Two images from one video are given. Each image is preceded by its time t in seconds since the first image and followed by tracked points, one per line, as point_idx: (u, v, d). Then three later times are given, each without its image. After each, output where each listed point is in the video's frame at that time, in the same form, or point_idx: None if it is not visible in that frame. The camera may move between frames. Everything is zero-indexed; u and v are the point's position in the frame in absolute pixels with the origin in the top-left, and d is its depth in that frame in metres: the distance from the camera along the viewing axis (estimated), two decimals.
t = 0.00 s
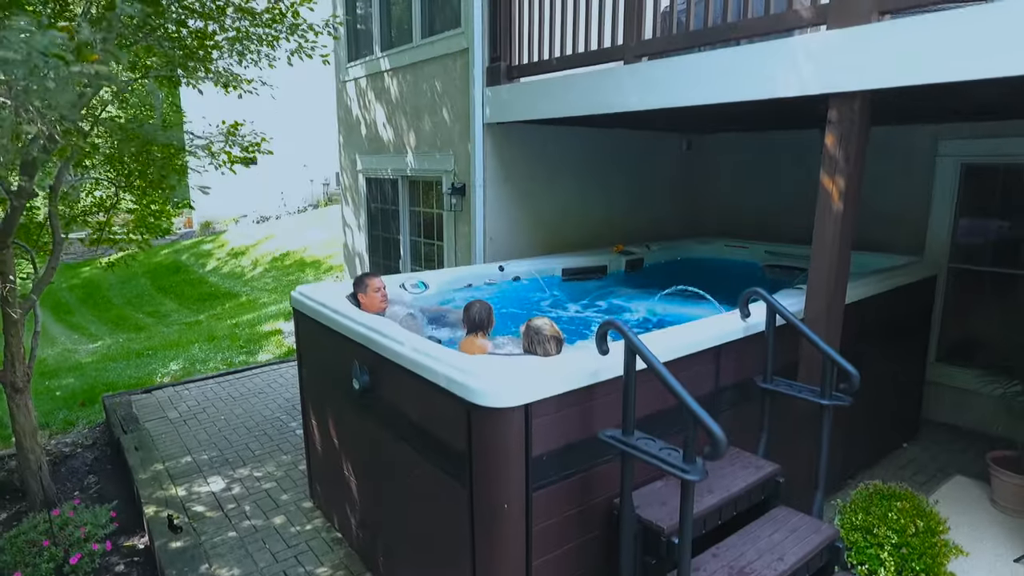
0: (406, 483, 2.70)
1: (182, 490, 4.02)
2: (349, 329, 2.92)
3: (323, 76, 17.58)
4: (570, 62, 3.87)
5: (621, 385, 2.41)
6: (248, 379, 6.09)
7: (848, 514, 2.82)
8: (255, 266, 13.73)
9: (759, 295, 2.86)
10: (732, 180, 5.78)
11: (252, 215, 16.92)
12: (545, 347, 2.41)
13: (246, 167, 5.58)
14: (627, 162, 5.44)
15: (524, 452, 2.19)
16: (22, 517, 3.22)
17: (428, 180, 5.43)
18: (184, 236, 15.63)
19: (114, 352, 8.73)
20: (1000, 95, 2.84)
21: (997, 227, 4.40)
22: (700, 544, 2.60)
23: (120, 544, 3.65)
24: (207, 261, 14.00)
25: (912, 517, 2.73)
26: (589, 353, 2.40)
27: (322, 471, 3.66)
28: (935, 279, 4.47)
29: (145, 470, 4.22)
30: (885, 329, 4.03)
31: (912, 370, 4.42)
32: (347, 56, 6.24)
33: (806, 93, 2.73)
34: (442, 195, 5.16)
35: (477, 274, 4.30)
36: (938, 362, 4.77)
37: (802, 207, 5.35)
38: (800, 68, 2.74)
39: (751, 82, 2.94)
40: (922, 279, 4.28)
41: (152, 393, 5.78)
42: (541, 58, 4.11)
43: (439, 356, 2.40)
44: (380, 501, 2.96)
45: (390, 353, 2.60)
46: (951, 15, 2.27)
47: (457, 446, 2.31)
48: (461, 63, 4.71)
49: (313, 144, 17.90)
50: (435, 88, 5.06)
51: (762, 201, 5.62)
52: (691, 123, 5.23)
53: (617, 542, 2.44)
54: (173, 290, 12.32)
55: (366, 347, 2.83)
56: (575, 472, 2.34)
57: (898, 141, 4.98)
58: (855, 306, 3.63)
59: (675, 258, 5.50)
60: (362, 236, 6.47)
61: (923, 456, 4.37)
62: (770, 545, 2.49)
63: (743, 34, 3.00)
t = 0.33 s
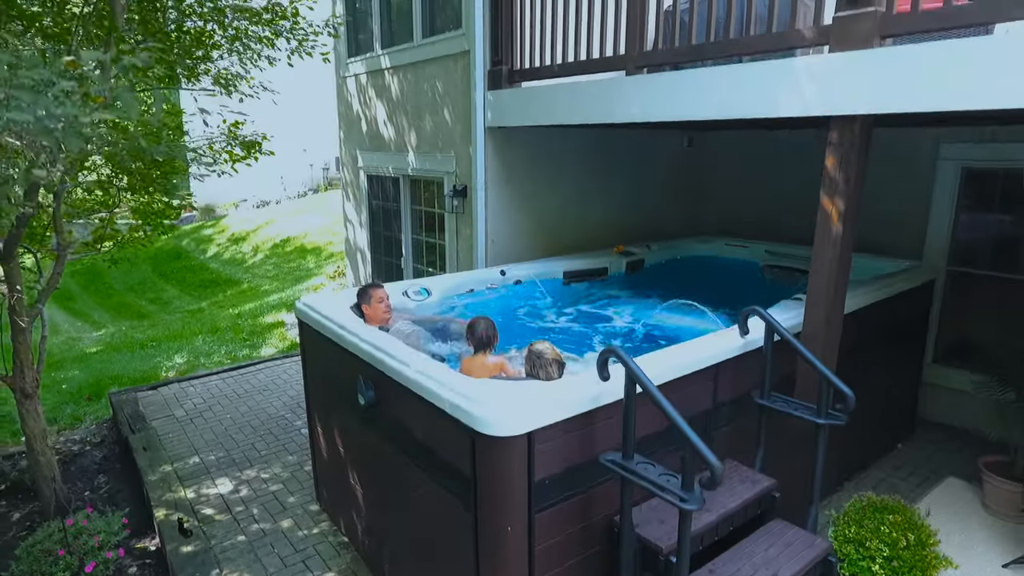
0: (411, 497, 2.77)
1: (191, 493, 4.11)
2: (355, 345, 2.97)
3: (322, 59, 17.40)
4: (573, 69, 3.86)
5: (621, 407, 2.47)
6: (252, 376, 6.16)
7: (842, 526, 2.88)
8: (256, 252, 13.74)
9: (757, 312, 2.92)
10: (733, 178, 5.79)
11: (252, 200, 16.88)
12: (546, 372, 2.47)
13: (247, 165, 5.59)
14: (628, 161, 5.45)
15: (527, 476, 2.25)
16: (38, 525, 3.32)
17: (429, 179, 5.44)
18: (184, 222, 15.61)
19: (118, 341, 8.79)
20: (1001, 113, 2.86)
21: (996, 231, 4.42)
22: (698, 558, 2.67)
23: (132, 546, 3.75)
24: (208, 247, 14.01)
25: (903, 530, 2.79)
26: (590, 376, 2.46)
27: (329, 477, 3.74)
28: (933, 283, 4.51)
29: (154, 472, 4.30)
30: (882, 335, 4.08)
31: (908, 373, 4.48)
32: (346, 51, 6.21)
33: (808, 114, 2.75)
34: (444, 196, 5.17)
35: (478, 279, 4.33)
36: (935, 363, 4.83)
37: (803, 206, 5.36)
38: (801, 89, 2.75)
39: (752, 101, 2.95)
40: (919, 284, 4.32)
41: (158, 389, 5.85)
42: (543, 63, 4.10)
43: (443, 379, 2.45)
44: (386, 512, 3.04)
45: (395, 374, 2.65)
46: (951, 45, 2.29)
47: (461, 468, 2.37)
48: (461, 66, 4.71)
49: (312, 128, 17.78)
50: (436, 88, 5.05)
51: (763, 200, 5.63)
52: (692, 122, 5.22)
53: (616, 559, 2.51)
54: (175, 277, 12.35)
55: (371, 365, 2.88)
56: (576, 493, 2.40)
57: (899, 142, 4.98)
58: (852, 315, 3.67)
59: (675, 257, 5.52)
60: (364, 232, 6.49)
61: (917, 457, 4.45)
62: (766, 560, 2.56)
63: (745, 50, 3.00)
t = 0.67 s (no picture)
0: (416, 503, 2.86)
1: (201, 486, 4.22)
2: (361, 355, 3.03)
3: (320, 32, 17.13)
4: (575, 68, 3.84)
5: (620, 420, 2.54)
6: (257, 364, 6.25)
7: (832, 528, 2.98)
8: (256, 230, 13.72)
9: (754, 322, 2.97)
10: (734, 168, 5.78)
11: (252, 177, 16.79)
12: (547, 389, 2.53)
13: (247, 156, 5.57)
14: (629, 153, 5.44)
15: (528, 491, 2.33)
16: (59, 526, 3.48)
17: (430, 171, 5.43)
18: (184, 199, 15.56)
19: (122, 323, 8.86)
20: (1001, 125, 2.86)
21: (995, 228, 4.44)
22: (692, 560, 2.77)
23: (145, 539, 3.87)
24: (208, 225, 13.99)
25: (891, 533, 2.90)
26: (589, 393, 2.53)
27: (334, 473, 3.84)
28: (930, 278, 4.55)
29: (164, 465, 4.42)
30: (878, 333, 4.14)
31: (903, 368, 4.55)
32: (345, 38, 6.14)
33: (808, 128, 2.77)
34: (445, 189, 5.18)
35: (479, 275, 4.33)
36: (930, 356, 4.89)
37: (803, 198, 5.37)
38: (802, 104, 2.76)
39: (754, 113, 2.96)
40: (917, 280, 4.36)
41: (164, 378, 5.95)
42: (545, 60, 4.07)
43: (448, 397, 2.51)
44: (391, 514, 3.14)
45: (401, 387, 2.72)
46: (951, 68, 2.30)
47: (464, 482, 2.45)
48: (461, 59, 4.68)
49: (311, 103, 17.59)
50: (436, 81, 5.01)
51: (764, 190, 5.63)
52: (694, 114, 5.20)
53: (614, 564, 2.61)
54: (177, 256, 12.37)
55: (376, 375, 2.94)
56: (575, 504, 2.49)
57: (902, 135, 4.96)
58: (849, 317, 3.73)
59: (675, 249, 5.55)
60: (365, 220, 6.50)
61: (910, 449, 4.55)
62: (758, 564, 2.67)
63: (748, 58, 3.00)
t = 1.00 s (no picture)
0: (421, 492, 2.98)
1: (212, 464, 4.36)
2: (365, 349, 3.11)
3: None
4: (576, 54, 3.79)
5: (617, 418, 2.63)
6: (262, 338, 6.34)
7: (820, 515, 3.12)
8: (256, 194, 13.65)
9: (750, 318, 3.03)
10: (736, 144, 5.75)
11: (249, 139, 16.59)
12: (549, 389, 2.64)
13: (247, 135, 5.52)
14: (630, 131, 5.40)
15: (529, 490, 2.45)
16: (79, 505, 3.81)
17: (431, 149, 5.41)
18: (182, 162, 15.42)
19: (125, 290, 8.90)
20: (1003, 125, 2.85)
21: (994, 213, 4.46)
22: (685, 547, 2.91)
23: (160, 515, 4.05)
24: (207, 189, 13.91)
25: (875, 520, 3.04)
26: (588, 394, 2.62)
27: (341, 455, 3.98)
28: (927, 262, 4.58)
29: (175, 443, 4.56)
30: (872, 318, 4.22)
31: (896, 349, 4.64)
32: (342, 10, 6.03)
33: (808, 129, 2.78)
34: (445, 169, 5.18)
35: (480, 260, 4.35)
36: (924, 336, 4.97)
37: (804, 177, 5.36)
38: (803, 105, 2.76)
39: (755, 110, 2.97)
40: (913, 265, 4.40)
41: (172, 353, 6.05)
42: (546, 44, 4.02)
43: (451, 398, 2.60)
44: (397, 499, 3.27)
45: (405, 385, 2.81)
46: (949, 79, 2.31)
47: (468, 478, 2.56)
48: (461, 38, 4.60)
49: (308, 62, 17.23)
50: (436, 59, 4.95)
51: (766, 168, 5.60)
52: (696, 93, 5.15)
53: (609, 553, 2.75)
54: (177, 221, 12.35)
55: (381, 370, 3.03)
56: (573, 498, 2.61)
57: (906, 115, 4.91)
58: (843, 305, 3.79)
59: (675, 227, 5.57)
60: (366, 195, 6.51)
61: (899, 427, 4.67)
62: (746, 552, 2.80)
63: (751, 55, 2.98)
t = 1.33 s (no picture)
0: (425, 472, 3.14)
1: (224, 435, 4.53)
2: (371, 337, 3.21)
3: None
4: (577, 34, 3.76)
5: (613, 407, 2.75)
6: (266, 307, 6.43)
7: (805, 491, 3.27)
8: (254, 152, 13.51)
9: (744, 306, 3.11)
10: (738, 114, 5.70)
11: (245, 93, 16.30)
12: (548, 380, 2.76)
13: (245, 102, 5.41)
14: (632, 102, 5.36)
15: (528, 477, 2.58)
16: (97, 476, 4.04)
17: (431, 121, 5.38)
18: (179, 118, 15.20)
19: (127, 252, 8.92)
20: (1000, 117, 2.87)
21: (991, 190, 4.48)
22: (675, 523, 3.08)
23: (176, 484, 4.25)
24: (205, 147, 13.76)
25: (857, 497, 3.20)
26: (585, 386, 2.74)
27: (347, 428, 4.13)
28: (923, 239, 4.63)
29: (187, 415, 4.72)
30: (866, 296, 4.30)
31: (888, 324, 4.74)
32: None
33: (807, 124, 2.80)
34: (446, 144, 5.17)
35: (481, 236, 4.42)
36: (916, 310, 5.06)
37: (804, 149, 5.34)
38: (803, 99, 2.78)
39: (754, 101, 2.98)
40: (908, 243, 4.46)
41: (178, 322, 6.16)
42: (547, 21, 3.97)
43: (455, 390, 2.71)
44: (403, 475, 3.43)
45: (411, 375, 2.92)
46: (946, 82, 2.34)
47: (470, 464, 2.70)
48: (461, 11, 4.52)
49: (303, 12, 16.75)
50: (435, 31, 4.88)
51: (767, 139, 5.58)
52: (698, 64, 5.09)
53: (604, 530, 2.91)
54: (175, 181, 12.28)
55: (387, 357, 3.14)
56: (570, 482, 2.75)
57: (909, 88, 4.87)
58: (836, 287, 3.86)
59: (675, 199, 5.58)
60: (365, 164, 6.53)
61: (887, 398, 4.82)
62: (733, 529, 2.97)
63: (752, 44, 2.97)
